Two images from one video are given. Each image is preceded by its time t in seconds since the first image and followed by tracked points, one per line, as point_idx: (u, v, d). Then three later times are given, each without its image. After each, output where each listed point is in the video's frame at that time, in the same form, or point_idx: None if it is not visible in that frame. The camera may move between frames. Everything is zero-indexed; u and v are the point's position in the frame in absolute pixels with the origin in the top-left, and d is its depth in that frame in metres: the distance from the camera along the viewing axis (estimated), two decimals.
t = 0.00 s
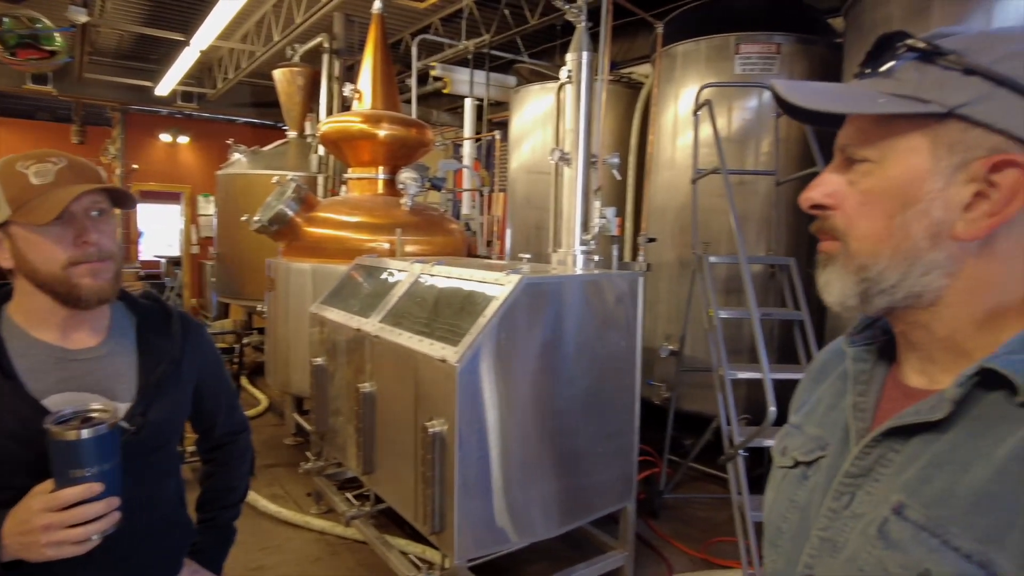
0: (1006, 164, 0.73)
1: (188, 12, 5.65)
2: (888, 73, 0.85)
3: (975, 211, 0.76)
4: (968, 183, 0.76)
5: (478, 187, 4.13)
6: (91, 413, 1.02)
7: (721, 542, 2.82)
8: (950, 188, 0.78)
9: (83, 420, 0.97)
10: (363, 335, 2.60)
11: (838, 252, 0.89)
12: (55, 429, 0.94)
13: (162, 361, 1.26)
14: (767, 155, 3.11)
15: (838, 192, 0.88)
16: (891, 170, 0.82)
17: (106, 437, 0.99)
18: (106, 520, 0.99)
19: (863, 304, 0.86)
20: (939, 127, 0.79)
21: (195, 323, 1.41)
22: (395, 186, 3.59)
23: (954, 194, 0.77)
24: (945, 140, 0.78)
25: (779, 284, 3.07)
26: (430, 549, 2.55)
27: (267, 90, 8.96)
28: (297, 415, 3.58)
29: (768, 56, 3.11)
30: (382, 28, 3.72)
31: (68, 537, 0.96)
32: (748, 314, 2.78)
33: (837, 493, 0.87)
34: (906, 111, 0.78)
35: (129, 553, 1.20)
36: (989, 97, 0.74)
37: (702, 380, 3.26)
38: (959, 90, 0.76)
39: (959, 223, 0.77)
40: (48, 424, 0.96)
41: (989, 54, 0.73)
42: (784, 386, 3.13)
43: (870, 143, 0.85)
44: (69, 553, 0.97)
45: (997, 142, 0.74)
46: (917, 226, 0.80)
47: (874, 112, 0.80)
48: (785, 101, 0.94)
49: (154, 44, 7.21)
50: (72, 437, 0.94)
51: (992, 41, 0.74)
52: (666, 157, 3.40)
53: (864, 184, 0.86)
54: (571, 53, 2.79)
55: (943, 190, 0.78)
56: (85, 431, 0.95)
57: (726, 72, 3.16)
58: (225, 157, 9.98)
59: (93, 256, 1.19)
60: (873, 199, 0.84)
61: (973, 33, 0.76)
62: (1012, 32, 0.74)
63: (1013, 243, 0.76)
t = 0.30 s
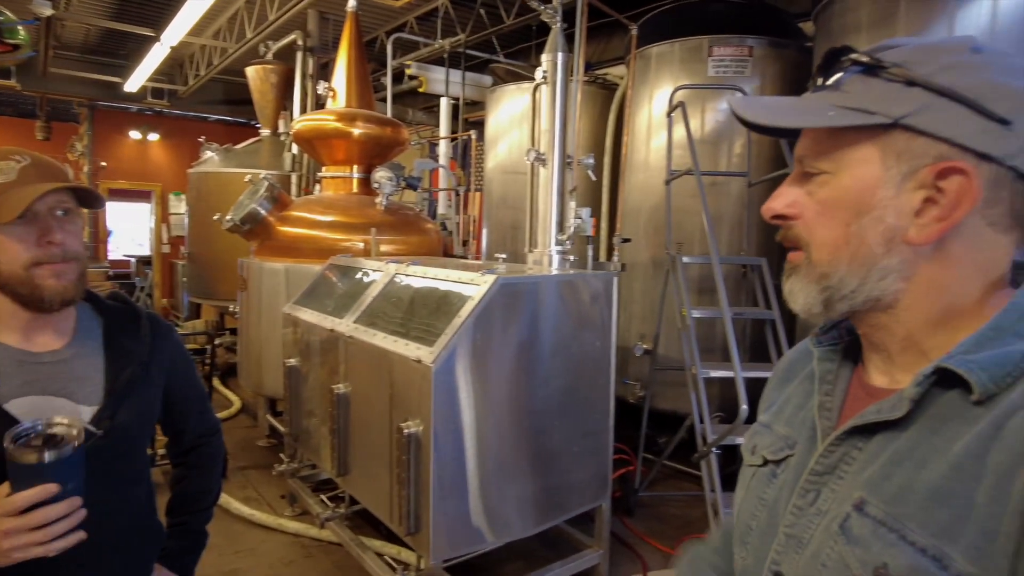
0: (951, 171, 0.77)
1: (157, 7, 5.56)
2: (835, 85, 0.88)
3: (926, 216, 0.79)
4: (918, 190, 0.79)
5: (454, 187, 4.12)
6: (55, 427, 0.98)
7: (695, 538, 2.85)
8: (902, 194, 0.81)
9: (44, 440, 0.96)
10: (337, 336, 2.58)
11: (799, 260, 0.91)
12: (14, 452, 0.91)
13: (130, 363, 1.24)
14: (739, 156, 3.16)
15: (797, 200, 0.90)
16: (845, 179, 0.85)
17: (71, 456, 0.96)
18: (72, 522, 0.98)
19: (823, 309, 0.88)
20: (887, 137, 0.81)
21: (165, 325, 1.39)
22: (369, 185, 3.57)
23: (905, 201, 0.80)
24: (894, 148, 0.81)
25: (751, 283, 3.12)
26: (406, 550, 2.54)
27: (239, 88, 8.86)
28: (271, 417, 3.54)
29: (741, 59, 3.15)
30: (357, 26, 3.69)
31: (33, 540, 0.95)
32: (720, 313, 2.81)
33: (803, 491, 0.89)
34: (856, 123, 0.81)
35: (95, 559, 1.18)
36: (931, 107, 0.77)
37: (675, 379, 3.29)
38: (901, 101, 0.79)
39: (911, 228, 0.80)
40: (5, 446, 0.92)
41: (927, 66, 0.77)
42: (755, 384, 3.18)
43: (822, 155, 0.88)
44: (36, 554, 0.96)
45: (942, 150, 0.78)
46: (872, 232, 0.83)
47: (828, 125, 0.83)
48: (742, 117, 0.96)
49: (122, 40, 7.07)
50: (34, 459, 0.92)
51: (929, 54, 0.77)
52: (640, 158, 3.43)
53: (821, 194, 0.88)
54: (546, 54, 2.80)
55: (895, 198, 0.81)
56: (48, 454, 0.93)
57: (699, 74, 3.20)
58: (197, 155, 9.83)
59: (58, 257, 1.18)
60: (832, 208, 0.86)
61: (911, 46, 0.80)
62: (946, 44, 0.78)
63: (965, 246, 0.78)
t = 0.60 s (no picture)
0: (929, 174, 0.80)
1: (137, 3, 5.49)
2: (817, 90, 0.90)
3: (904, 218, 0.82)
4: (896, 193, 0.82)
5: (438, 187, 4.12)
6: (34, 442, 0.98)
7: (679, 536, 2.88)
8: (882, 197, 0.83)
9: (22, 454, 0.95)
10: (320, 337, 2.56)
11: (783, 267, 0.94)
12: None
13: (112, 365, 1.23)
14: (722, 156, 3.19)
15: (779, 201, 0.93)
16: (828, 182, 0.87)
17: (50, 468, 0.97)
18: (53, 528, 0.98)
19: (808, 315, 0.91)
20: (867, 141, 0.84)
21: (145, 326, 1.37)
22: (353, 184, 3.56)
23: (885, 204, 0.83)
24: (874, 151, 0.84)
25: (734, 283, 3.15)
26: (391, 551, 2.54)
27: (221, 86, 8.80)
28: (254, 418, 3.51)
29: (723, 61, 3.18)
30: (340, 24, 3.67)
31: (13, 540, 0.93)
32: (703, 313, 2.83)
33: (787, 489, 0.92)
34: (839, 126, 0.83)
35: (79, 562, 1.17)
36: (909, 111, 0.80)
37: (659, 378, 3.32)
38: (881, 106, 0.82)
39: (891, 230, 0.83)
40: None
41: (905, 72, 0.80)
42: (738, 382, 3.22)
43: (806, 157, 0.90)
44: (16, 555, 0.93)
45: (919, 155, 0.81)
46: (853, 233, 0.85)
47: (812, 127, 0.85)
48: (727, 120, 0.98)
49: (101, 36, 6.97)
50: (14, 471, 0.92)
51: (906, 61, 0.81)
52: (624, 159, 3.45)
53: (802, 197, 0.91)
54: (531, 55, 2.81)
55: (876, 200, 0.84)
56: (28, 466, 0.93)
57: (682, 76, 3.23)
58: (177, 153, 9.71)
59: (37, 257, 1.17)
60: (813, 211, 0.89)
61: (889, 53, 0.83)
62: (923, 51, 0.81)
63: (942, 247, 0.81)
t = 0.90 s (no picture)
0: (915, 183, 0.81)
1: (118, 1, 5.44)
2: (808, 93, 0.92)
3: (889, 226, 0.84)
4: (882, 201, 0.84)
5: (423, 187, 4.12)
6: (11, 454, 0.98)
7: (664, 536, 2.90)
8: (867, 204, 0.85)
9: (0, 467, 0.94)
10: (305, 338, 2.54)
11: (766, 264, 0.97)
12: None
13: (95, 371, 1.21)
14: (705, 158, 3.21)
15: (765, 206, 0.95)
16: (814, 186, 0.89)
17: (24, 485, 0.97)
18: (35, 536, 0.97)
19: (789, 314, 0.93)
20: (855, 148, 0.86)
21: (130, 331, 1.35)
22: (337, 184, 3.54)
23: (870, 211, 0.85)
24: (862, 158, 0.85)
25: (717, 284, 3.18)
26: (377, 553, 2.54)
27: (204, 84, 8.75)
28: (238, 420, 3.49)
29: (707, 64, 3.21)
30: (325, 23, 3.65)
31: None
32: (687, 313, 2.85)
33: (773, 493, 0.94)
34: (829, 131, 0.85)
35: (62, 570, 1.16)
36: (899, 119, 0.81)
37: (644, 378, 3.34)
38: (871, 113, 0.83)
39: (875, 237, 0.85)
40: None
41: (896, 79, 0.82)
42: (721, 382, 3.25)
43: (795, 162, 0.92)
44: None
45: (905, 163, 0.82)
46: (838, 239, 0.87)
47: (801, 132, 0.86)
48: (716, 121, 0.99)
49: (81, 33, 6.89)
50: None
51: (898, 68, 0.82)
52: (609, 160, 3.47)
53: (789, 200, 0.93)
54: (516, 56, 2.81)
55: (861, 207, 0.85)
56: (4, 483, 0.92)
57: (666, 78, 3.25)
58: (159, 152, 9.61)
59: (30, 246, 1.16)
60: (799, 215, 0.91)
61: (881, 59, 0.84)
62: (915, 59, 0.83)
63: (924, 255, 0.83)
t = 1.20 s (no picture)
0: (901, 193, 0.82)
1: None
2: (802, 96, 0.92)
3: (874, 233, 0.85)
4: (867, 208, 0.85)
5: (410, 187, 4.12)
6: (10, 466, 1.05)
7: (650, 535, 2.92)
8: (853, 211, 0.86)
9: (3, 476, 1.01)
10: (290, 339, 2.52)
11: (753, 266, 0.98)
12: None
13: (85, 374, 1.41)
14: (691, 159, 3.23)
15: (754, 203, 0.96)
16: (803, 190, 0.90)
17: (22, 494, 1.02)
18: (28, 547, 1.03)
19: (774, 316, 0.94)
20: (845, 153, 0.86)
21: (120, 347, 1.55)
22: (323, 184, 3.52)
23: (855, 217, 0.86)
24: (851, 164, 0.86)
25: (702, 285, 3.21)
26: (363, 554, 2.55)
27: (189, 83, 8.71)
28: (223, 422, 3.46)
29: (692, 65, 3.23)
30: (310, 23, 3.63)
31: None
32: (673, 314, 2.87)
33: (756, 492, 0.96)
34: (819, 135, 0.86)
35: None
36: (890, 126, 0.82)
37: (630, 378, 3.36)
38: (863, 119, 0.84)
39: (859, 243, 0.85)
40: None
41: (888, 86, 0.82)
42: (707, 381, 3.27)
43: (786, 164, 0.93)
44: None
45: (893, 171, 0.83)
46: (823, 244, 0.88)
47: (792, 135, 0.87)
48: (708, 116, 0.99)
49: (63, 30, 6.83)
50: None
51: (893, 74, 0.83)
52: (595, 160, 3.48)
53: (778, 201, 0.94)
54: (503, 56, 2.81)
55: (846, 213, 0.86)
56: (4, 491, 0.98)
57: (652, 79, 3.26)
58: (143, 152, 9.52)
59: (33, 251, 1.38)
60: (787, 218, 0.92)
61: (877, 63, 0.84)
62: (911, 64, 0.82)
63: (908, 263, 0.84)
